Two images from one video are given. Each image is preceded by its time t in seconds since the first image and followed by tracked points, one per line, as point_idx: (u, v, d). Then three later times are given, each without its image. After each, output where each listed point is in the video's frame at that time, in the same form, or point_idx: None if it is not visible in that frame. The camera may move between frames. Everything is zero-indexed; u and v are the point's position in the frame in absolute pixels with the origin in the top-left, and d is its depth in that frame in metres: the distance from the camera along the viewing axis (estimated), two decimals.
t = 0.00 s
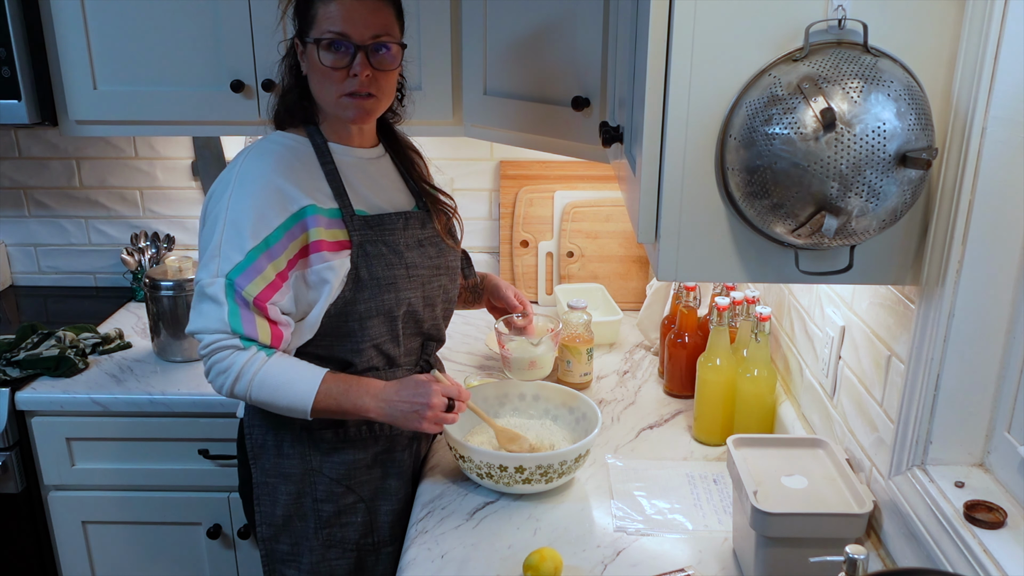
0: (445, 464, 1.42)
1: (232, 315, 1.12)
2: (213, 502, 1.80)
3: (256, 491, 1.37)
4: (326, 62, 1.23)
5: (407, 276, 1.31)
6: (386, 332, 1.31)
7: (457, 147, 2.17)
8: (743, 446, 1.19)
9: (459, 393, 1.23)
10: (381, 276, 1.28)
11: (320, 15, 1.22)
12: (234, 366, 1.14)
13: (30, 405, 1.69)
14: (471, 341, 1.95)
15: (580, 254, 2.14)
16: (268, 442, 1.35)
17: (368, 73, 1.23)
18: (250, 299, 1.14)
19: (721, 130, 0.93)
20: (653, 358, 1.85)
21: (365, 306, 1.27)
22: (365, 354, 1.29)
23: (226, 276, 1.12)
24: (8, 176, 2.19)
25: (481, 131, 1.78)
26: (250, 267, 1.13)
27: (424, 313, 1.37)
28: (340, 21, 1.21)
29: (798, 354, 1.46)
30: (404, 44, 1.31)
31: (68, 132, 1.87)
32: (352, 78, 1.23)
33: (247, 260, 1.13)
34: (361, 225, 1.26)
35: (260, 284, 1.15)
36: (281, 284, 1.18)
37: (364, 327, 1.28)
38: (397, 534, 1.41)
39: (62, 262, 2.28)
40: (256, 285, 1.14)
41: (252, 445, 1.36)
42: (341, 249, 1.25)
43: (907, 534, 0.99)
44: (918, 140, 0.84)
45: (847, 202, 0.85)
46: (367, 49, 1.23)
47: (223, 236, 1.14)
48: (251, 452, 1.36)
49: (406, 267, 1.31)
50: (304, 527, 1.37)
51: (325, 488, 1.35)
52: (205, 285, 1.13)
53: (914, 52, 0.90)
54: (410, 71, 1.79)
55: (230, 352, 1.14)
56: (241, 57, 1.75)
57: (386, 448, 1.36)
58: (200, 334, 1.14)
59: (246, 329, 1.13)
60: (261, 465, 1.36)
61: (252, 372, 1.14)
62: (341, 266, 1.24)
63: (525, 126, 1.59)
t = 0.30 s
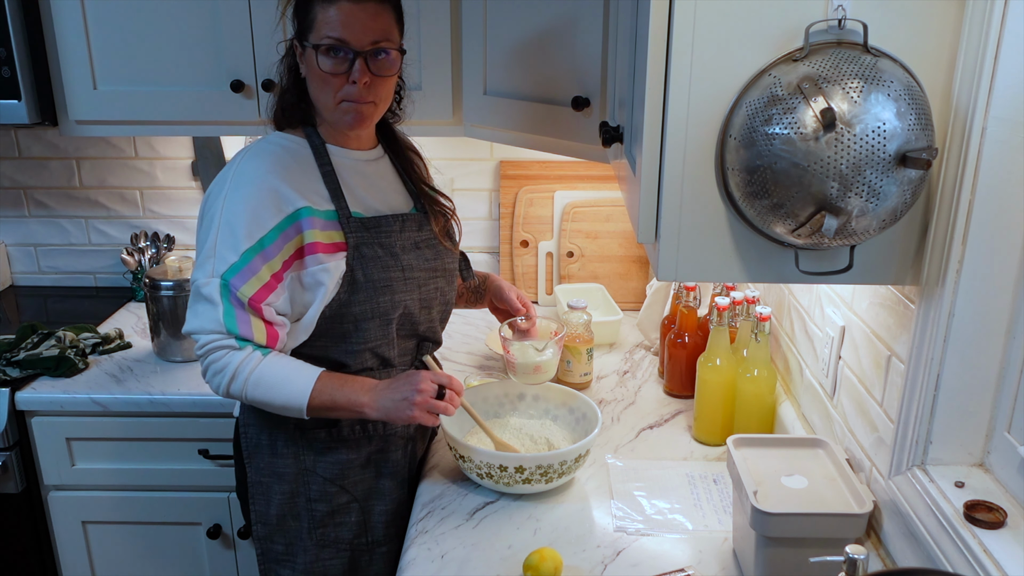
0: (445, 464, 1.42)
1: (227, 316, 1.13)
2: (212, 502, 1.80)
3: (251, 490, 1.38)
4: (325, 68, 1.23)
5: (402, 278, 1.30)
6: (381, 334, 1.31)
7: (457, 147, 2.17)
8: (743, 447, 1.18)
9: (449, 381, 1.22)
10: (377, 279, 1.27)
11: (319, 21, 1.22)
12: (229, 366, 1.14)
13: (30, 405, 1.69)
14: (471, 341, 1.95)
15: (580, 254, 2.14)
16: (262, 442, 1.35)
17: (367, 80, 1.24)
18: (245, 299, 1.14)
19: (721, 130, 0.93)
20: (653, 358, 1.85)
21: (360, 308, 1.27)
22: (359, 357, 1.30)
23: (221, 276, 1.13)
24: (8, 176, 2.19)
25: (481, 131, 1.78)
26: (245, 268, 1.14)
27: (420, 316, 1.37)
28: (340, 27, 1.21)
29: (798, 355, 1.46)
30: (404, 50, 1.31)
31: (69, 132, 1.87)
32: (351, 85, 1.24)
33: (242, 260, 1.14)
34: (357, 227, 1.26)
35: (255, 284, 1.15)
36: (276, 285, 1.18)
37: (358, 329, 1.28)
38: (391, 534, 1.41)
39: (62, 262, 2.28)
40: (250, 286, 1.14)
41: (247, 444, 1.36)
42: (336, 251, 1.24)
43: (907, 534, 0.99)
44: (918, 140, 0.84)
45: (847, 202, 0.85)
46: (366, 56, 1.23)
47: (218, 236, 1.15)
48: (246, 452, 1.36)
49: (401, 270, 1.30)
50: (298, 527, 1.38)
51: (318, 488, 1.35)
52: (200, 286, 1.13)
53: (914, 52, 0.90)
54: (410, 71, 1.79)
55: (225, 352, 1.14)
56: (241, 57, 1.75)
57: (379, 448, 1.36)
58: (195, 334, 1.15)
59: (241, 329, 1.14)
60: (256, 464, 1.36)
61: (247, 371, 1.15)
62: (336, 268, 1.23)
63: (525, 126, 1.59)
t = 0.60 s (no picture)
0: (446, 464, 1.42)
1: (221, 318, 1.11)
2: (213, 502, 1.80)
3: (258, 494, 1.38)
4: (362, 99, 1.19)
5: (405, 279, 1.31)
6: (388, 336, 1.31)
7: (457, 147, 2.17)
8: (743, 447, 1.19)
9: (448, 368, 1.23)
10: (381, 281, 1.28)
11: (363, 51, 1.15)
12: (222, 367, 1.13)
13: (30, 405, 1.69)
14: (471, 341, 1.95)
15: (580, 254, 2.14)
16: (269, 446, 1.35)
17: (403, 115, 1.23)
18: (240, 302, 1.13)
19: (721, 130, 0.93)
20: (653, 358, 1.85)
21: (365, 311, 1.27)
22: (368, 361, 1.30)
23: (215, 280, 1.12)
24: (8, 176, 2.19)
25: (481, 131, 1.78)
26: (241, 272, 1.13)
27: (423, 314, 1.38)
28: (385, 63, 1.16)
29: (798, 354, 1.46)
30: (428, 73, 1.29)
31: (69, 132, 1.87)
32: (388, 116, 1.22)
33: (238, 264, 1.13)
34: (357, 230, 1.26)
35: (251, 288, 1.14)
36: (273, 289, 1.17)
37: (365, 332, 1.28)
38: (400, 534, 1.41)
39: (62, 262, 2.28)
40: (246, 289, 1.13)
41: (253, 448, 1.36)
42: (339, 255, 1.24)
43: (907, 534, 0.99)
44: (918, 140, 0.84)
45: (847, 202, 0.85)
46: (404, 90, 1.21)
47: (214, 240, 1.13)
48: (253, 456, 1.36)
49: (405, 271, 1.31)
50: (307, 529, 1.38)
51: (327, 490, 1.36)
52: (194, 289, 1.12)
53: (914, 52, 0.90)
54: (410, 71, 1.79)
55: (218, 353, 1.13)
56: (241, 57, 1.75)
57: (387, 449, 1.36)
58: (188, 337, 1.13)
59: (235, 330, 1.12)
60: (263, 468, 1.36)
61: (241, 371, 1.13)
62: (339, 272, 1.24)
63: (525, 126, 1.59)
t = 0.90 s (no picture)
0: (445, 464, 1.42)
1: (243, 332, 1.11)
2: (213, 502, 1.80)
3: (269, 500, 1.37)
4: (368, 108, 1.18)
5: (414, 281, 1.31)
6: (398, 338, 1.32)
7: (457, 147, 2.17)
8: (743, 446, 1.19)
9: (470, 381, 1.23)
10: (391, 284, 1.28)
11: (369, 61, 1.15)
12: (247, 382, 1.12)
13: (30, 405, 1.69)
14: (471, 342, 1.95)
15: (580, 254, 2.14)
16: (279, 450, 1.34)
17: (406, 122, 1.23)
18: (260, 314, 1.12)
19: (721, 130, 0.93)
20: (653, 358, 1.85)
21: (376, 315, 1.28)
22: (379, 363, 1.31)
23: (233, 293, 1.11)
24: (8, 176, 2.19)
25: (481, 131, 1.78)
26: (258, 283, 1.12)
27: (430, 315, 1.39)
28: (391, 72, 1.16)
29: (798, 355, 1.46)
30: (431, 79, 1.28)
31: (69, 132, 1.87)
32: (393, 123, 1.22)
33: (255, 276, 1.12)
34: (366, 233, 1.25)
35: (269, 299, 1.13)
36: (289, 297, 1.17)
37: (376, 336, 1.29)
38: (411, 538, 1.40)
39: (62, 262, 2.28)
40: (265, 301, 1.13)
41: (263, 453, 1.36)
42: (349, 259, 1.24)
43: (907, 534, 0.99)
44: (918, 140, 0.84)
45: (848, 202, 0.85)
46: (410, 97, 1.21)
47: (227, 253, 1.12)
48: (263, 461, 1.36)
49: (413, 273, 1.31)
50: (318, 534, 1.37)
51: (339, 494, 1.35)
52: (212, 303, 1.10)
53: (914, 52, 0.90)
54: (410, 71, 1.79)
55: (242, 369, 1.12)
56: (240, 56, 1.75)
57: (399, 451, 1.36)
58: (208, 351, 1.12)
59: (258, 344, 1.12)
60: (274, 473, 1.35)
61: (267, 387, 1.12)
62: (351, 277, 1.24)
63: (525, 126, 1.59)
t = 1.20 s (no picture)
0: (445, 463, 1.42)
1: (222, 334, 1.09)
2: (213, 502, 1.80)
3: (275, 504, 1.38)
4: (372, 116, 1.18)
5: (417, 286, 1.32)
6: (399, 344, 1.33)
7: (457, 147, 2.17)
8: (743, 447, 1.18)
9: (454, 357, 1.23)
10: (394, 290, 1.28)
11: (374, 70, 1.14)
12: (223, 381, 1.10)
13: (30, 405, 1.69)
14: (471, 342, 1.95)
15: (580, 254, 2.14)
16: (286, 456, 1.35)
17: (411, 128, 1.23)
18: (242, 316, 1.11)
19: (721, 130, 0.93)
20: (653, 358, 1.85)
21: (380, 322, 1.28)
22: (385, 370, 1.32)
23: (215, 295, 1.10)
24: (8, 176, 2.19)
25: (481, 131, 1.78)
26: (242, 288, 1.11)
27: (432, 318, 1.39)
28: (395, 81, 1.16)
29: (798, 355, 1.46)
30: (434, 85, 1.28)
31: (69, 132, 1.87)
32: (396, 130, 1.22)
33: (240, 280, 1.11)
34: (367, 240, 1.25)
35: (253, 303, 1.12)
36: (275, 305, 1.16)
37: (381, 343, 1.29)
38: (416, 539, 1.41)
39: (62, 262, 2.28)
40: (248, 303, 1.12)
41: (270, 457, 1.36)
42: (351, 266, 1.24)
43: (907, 534, 0.99)
44: (918, 140, 0.84)
45: (847, 202, 0.85)
46: (413, 105, 1.21)
47: (214, 256, 1.11)
48: (270, 466, 1.36)
49: (416, 278, 1.31)
50: (325, 538, 1.38)
51: (347, 498, 1.36)
52: (194, 304, 1.10)
53: (914, 52, 0.90)
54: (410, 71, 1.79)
55: (218, 370, 1.10)
56: (240, 56, 1.75)
57: (405, 454, 1.37)
58: (189, 353, 1.11)
59: (237, 345, 1.10)
60: (281, 478, 1.36)
61: (244, 384, 1.11)
62: (353, 285, 1.24)
63: (526, 126, 1.59)
